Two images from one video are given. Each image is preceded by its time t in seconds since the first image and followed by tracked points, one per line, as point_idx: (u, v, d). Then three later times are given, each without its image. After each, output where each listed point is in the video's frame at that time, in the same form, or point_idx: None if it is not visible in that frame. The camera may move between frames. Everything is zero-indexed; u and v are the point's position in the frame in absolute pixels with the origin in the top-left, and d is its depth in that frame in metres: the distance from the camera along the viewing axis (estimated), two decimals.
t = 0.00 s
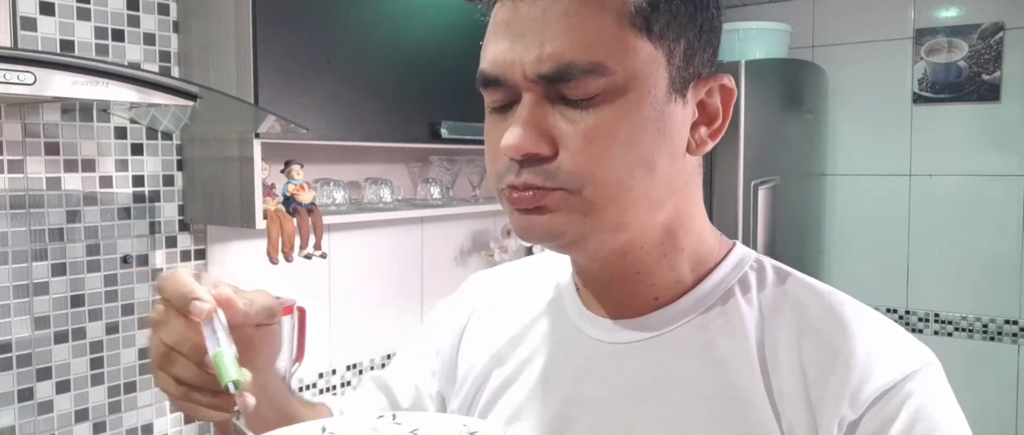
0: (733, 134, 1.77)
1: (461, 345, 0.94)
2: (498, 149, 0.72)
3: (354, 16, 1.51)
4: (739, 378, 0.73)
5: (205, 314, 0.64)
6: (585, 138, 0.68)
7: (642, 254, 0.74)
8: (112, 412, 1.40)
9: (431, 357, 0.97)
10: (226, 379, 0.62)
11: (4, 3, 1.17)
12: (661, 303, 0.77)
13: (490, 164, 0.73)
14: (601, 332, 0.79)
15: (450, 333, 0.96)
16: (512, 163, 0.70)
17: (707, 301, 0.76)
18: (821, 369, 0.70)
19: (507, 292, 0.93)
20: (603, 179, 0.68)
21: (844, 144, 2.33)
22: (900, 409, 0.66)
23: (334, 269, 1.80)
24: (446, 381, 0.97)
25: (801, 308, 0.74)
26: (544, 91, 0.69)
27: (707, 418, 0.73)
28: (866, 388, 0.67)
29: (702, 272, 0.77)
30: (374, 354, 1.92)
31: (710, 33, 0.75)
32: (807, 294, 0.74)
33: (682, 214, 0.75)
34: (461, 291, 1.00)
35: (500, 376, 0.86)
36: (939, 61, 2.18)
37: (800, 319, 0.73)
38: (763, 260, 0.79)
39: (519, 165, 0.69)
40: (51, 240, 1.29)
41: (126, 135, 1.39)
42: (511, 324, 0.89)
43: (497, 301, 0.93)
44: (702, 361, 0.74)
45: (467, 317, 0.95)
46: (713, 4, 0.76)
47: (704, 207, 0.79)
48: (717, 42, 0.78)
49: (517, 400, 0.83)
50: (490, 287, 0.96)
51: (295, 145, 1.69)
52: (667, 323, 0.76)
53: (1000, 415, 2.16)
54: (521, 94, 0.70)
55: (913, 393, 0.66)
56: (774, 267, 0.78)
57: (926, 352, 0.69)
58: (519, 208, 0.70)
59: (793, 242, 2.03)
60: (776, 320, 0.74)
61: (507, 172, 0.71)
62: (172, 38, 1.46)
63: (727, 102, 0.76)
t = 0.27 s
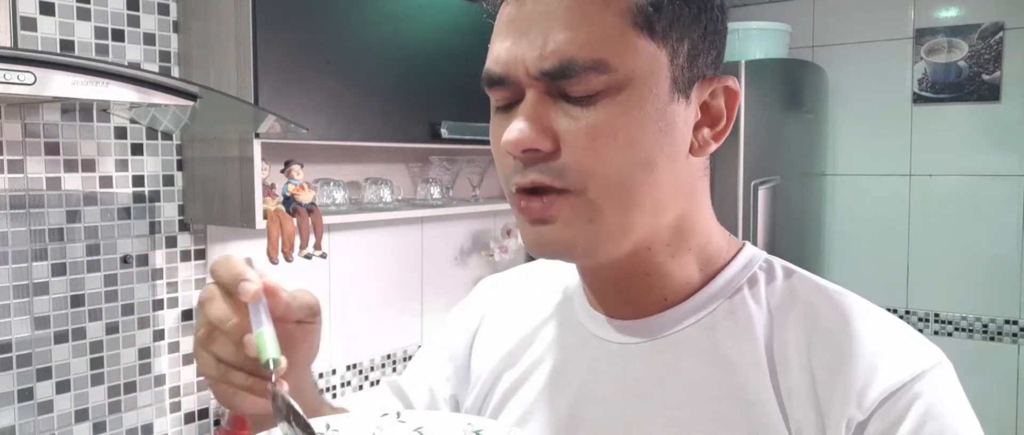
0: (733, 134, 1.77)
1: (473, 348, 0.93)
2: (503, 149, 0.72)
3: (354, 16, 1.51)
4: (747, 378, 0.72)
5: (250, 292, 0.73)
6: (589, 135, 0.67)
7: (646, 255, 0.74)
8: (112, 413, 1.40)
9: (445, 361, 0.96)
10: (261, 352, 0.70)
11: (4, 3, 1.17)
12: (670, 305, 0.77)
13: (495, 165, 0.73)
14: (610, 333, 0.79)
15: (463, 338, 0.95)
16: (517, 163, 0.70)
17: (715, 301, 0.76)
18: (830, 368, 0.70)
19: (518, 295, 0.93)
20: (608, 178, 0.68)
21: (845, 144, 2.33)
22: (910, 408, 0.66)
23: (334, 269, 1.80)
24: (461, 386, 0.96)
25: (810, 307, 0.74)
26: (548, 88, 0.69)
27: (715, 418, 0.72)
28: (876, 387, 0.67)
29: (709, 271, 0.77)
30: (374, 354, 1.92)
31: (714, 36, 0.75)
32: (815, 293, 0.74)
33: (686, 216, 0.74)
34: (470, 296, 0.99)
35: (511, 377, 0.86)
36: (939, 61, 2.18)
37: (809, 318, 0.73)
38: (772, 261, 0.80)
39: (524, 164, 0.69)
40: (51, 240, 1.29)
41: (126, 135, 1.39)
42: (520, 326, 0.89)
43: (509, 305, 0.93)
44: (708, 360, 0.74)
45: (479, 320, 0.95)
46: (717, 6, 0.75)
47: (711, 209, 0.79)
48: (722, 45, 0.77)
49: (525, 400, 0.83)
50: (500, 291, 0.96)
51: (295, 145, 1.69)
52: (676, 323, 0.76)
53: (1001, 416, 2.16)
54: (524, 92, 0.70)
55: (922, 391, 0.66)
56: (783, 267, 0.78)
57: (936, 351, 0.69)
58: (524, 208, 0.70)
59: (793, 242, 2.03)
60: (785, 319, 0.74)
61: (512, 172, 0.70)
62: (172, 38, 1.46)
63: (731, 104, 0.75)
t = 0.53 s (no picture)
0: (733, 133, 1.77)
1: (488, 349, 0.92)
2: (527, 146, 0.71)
3: (354, 16, 1.51)
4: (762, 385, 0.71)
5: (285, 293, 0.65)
6: (616, 128, 0.67)
7: (667, 256, 0.73)
8: (112, 413, 1.40)
9: (459, 363, 0.95)
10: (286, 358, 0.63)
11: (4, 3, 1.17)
12: (684, 309, 0.75)
13: (517, 164, 0.72)
14: (624, 339, 0.77)
15: (476, 341, 0.94)
16: (542, 158, 0.69)
17: (731, 305, 0.74)
18: (845, 374, 0.68)
19: (531, 295, 0.92)
20: (635, 171, 0.67)
21: (845, 144, 2.33)
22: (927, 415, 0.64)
23: (334, 269, 1.80)
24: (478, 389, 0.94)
25: (824, 312, 0.72)
26: (574, 82, 0.68)
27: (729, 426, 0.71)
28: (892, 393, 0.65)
29: (724, 277, 0.76)
30: (374, 355, 1.92)
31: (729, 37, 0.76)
32: (829, 297, 0.73)
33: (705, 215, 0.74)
34: (478, 301, 0.98)
35: (527, 381, 0.85)
36: (939, 61, 2.18)
37: (824, 323, 0.71)
38: (786, 265, 0.78)
39: (550, 158, 0.68)
40: (51, 240, 1.29)
41: (126, 135, 1.39)
42: (535, 329, 0.87)
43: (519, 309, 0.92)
44: (719, 366, 0.73)
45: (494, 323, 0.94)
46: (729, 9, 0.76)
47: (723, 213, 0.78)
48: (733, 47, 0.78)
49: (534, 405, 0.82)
50: (513, 292, 0.95)
51: (295, 145, 1.69)
52: (690, 329, 0.74)
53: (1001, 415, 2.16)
54: (551, 87, 0.70)
55: (940, 397, 0.64)
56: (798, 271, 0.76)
57: (954, 356, 0.67)
58: (549, 204, 0.69)
59: (794, 242, 2.03)
60: (800, 324, 0.73)
61: (536, 168, 0.69)
62: (172, 38, 1.46)
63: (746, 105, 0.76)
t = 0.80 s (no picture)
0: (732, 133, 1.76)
1: (501, 355, 0.92)
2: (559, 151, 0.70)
3: (354, 16, 1.51)
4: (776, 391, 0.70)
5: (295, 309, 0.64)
6: (648, 131, 0.67)
7: (689, 261, 0.73)
8: (112, 413, 1.40)
9: (470, 371, 0.94)
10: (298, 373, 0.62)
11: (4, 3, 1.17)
12: (698, 315, 0.75)
13: (548, 169, 0.72)
14: (637, 345, 0.76)
15: (488, 347, 0.93)
16: (575, 162, 0.68)
17: (746, 309, 0.73)
18: (860, 379, 0.68)
19: (543, 300, 0.92)
20: (668, 173, 0.67)
21: (845, 144, 2.33)
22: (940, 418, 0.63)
23: (334, 269, 1.80)
24: (491, 395, 0.93)
25: (837, 315, 0.71)
26: (605, 84, 0.68)
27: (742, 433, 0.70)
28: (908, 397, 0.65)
29: (737, 282, 0.75)
30: (374, 355, 1.92)
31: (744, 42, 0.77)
32: (842, 300, 0.72)
33: (724, 219, 0.74)
34: (487, 310, 0.98)
35: (540, 387, 0.84)
36: (939, 61, 2.18)
37: (838, 327, 0.71)
38: (796, 268, 0.77)
39: (584, 162, 0.68)
40: (51, 240, 1.29)
41: (126, 135, 1.39)
42: (547, 335, 0.87)
43: (531, 315, 0.91)
44: (728, 370, 0.72)
45: (506, 328, 0.93)
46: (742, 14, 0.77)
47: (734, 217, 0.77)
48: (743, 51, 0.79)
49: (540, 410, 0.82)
50: (524, 297, 0.95)
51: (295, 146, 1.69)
52: (703, 334, 0.73)
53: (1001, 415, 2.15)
54: (582, 91, 0.69)
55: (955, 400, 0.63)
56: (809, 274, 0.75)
57: (967, 357, 0.66)
58: (584, 209, 0.68)
59: (794, 242, 2.03)
60: (813, 328, 0.72)
61: (569, 172, 0.69)
62: (172, 38, 1.46)
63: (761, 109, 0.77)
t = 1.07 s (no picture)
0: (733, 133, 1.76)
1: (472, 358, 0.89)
2: (548, 139, 0.70)
3: (354, 16, 1.51)
4: (755, 384, 0.69)
5: (285, 312, 0.64)
6: (640, 122, 0.67)
7: (670, 255, 0.73)
8: (112, 413, 1.40)
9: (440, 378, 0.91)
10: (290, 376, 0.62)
11: (4, 3, 1.17)
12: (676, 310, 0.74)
13: (535, 158, 0.71)
14: (614, 339, 0.75)
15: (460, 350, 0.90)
16: (566, 149, 0.68)
17: (723, 303, 0.73)
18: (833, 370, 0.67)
19: (516, 300, 0.89)
20: (656, 165, 0.67)
21: (845, 144, 2.33)
22: (908, 402, 0.64)
23: (334, 269, 1.80)
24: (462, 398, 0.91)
25: (810, 306, 0.71)
26: (599, 76, 0.69)
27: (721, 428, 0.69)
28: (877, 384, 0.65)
29: (712, 277, 0.75)
30: (374, 355, 1.92)
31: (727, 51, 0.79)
32: (814, 292, 0.72)
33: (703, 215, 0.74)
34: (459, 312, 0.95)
35: (514, 388, 0.82)
36: (939, 61, 2.18)
37: (812, 319, 0.70)
38: (765, 262, 0.77)
39: (575, 150, 0.67)
40: (51, 240, 1.29)
41: (126, 135, 1.39)
42: (523, 336, 0.84)
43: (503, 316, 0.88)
44: (709, 363, 0.71)
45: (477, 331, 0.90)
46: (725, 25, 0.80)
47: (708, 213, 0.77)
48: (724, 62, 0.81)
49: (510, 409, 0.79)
50: (499, 298, 0.91)
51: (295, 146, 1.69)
52: (680, 326, 0.73)
53: (1001, 415, 2.15)
54: (575, 82, 0.70)
55: (921, 387, 0.64)
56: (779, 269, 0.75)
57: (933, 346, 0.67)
58: (572, 198, 0.68)
59: (793, 242, 2.03)
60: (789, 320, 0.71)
61: (558, 160, 0.68)
62: (172, 38, 1.46)
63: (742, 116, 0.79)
